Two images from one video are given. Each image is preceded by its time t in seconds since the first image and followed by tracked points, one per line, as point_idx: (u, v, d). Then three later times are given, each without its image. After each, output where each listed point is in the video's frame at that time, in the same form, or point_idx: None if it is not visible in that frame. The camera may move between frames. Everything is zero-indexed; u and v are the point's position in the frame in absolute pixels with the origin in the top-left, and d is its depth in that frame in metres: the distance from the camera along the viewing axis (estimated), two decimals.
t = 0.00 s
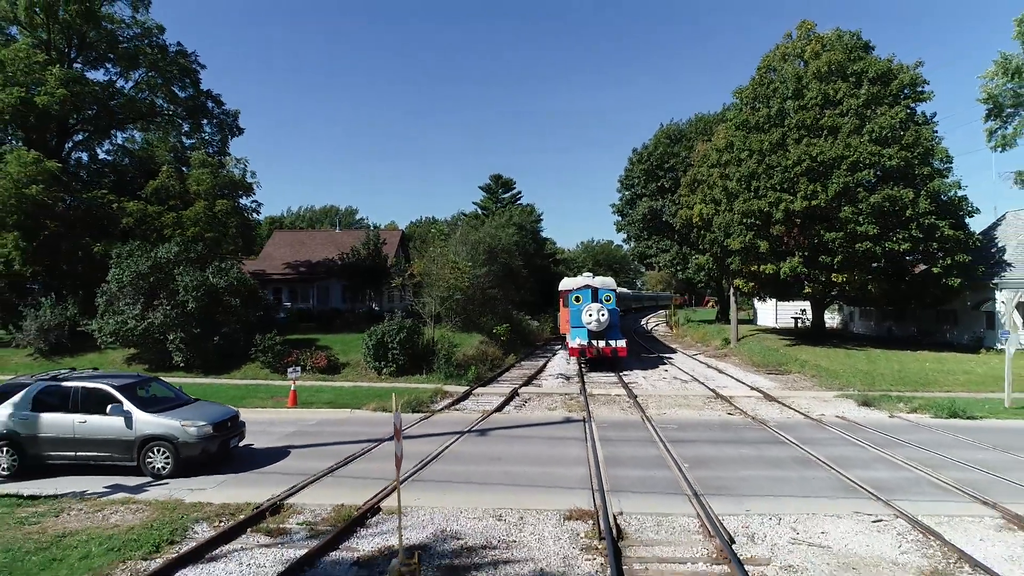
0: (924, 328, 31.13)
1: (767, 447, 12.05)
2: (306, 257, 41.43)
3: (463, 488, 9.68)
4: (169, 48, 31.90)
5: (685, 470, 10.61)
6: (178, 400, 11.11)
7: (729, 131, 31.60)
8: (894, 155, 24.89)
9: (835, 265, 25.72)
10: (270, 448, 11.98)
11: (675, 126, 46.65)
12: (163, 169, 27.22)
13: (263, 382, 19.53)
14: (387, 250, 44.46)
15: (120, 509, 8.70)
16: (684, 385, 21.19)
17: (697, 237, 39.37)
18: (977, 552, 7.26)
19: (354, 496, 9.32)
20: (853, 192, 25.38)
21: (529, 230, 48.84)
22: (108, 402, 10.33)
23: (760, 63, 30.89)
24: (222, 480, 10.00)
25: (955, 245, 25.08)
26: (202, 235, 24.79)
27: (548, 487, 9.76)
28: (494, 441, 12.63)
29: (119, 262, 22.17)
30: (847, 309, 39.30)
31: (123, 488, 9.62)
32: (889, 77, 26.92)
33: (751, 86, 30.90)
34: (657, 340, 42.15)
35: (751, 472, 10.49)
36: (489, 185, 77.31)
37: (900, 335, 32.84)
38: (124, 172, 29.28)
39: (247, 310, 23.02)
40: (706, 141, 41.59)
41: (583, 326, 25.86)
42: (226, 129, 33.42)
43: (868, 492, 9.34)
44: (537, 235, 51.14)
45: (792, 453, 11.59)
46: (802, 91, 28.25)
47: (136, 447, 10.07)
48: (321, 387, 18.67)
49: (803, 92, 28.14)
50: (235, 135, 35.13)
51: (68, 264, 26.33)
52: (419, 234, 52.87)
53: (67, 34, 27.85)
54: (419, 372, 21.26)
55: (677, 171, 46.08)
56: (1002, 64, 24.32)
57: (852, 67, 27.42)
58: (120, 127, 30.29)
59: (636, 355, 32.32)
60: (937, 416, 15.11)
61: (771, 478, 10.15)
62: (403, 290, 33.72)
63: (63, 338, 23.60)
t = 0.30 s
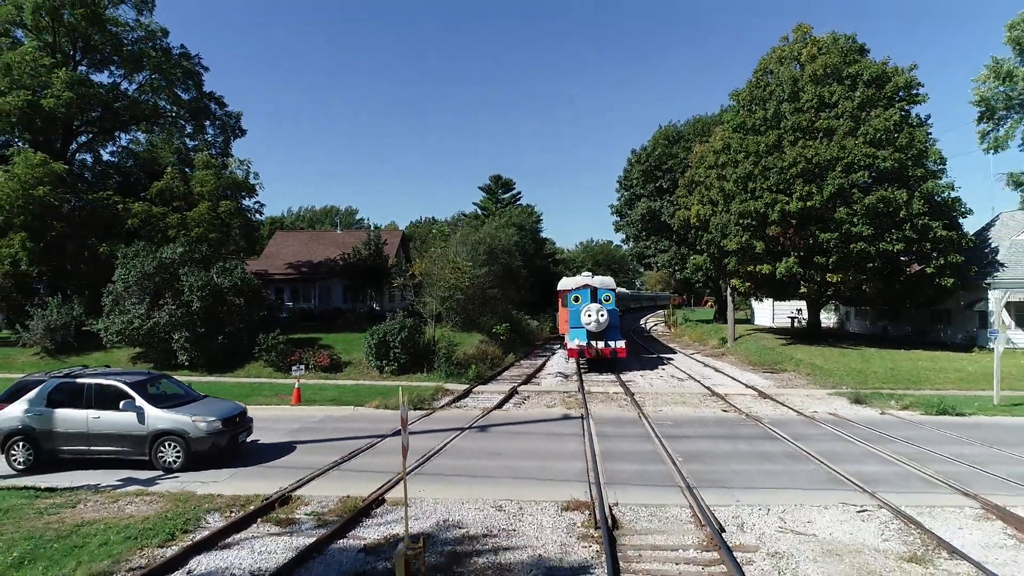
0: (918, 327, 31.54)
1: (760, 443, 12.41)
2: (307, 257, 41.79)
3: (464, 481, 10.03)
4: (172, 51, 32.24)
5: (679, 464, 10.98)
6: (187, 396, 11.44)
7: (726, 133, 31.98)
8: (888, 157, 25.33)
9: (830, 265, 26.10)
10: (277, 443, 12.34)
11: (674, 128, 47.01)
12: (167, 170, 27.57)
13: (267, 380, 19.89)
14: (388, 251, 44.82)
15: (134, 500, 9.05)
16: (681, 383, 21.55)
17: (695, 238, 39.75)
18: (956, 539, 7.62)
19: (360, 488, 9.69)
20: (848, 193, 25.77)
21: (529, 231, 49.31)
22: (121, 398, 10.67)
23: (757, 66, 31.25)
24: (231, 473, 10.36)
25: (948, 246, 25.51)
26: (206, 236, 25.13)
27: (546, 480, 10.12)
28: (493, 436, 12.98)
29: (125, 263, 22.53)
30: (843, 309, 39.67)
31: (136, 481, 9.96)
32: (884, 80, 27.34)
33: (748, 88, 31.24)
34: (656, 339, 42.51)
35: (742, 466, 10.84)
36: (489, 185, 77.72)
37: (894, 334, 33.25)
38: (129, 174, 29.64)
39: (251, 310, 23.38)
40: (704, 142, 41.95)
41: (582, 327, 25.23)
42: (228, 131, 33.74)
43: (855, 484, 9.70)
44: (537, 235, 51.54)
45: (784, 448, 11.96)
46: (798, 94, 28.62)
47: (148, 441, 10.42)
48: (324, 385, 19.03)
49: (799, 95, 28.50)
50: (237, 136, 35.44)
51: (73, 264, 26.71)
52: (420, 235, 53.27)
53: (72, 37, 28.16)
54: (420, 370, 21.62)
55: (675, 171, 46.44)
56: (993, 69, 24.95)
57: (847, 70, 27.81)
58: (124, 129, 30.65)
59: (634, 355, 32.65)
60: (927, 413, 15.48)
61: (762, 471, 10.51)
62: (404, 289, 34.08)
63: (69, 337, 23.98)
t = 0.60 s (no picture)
0: (913, 326, 31.96)
1: (753, 438, 12.78)
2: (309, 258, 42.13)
3: (466, 474, 10.39)
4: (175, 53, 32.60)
5: (674, 458, 11.34)
6: (196, 393, 11.77)
7: (722, 134, 32.35)
8: (882, 158, 25.75)
9: (825, 266, 26.49)
10: (283, 438, 12.69)
11: (671, 129, 47.38)
12: (171, 171, 27.91)
13: (270, 378, 20.23)
14: (388, 251, 45.17)
15: (148, 492, 9.39)
16: (677, 381, 21.92)
17: (692, 238, 40.15)
18: (937, 528, 7.97)
19: (365, 480, 10.05)
20: (842, 194, 26.16)
21: (525, 232, 49.17)
22: (132, 394, 11.01)
23: (753, 69, 31.63)
24: (240, 467, 10.70)
25: (941, 246, 25.94)
26: (209, 236, 25.47)
27: (545, 473, 10.48)
28: (493, 432, 13.34)
29: (130, 263, 22.85)
30: (839, 309, 40.07)
31: (149, 474, 10.30)
32: (878, 82, 27.76)
33: (744, 90, 31.61)
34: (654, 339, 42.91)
35: (735, 459, 11.21)
36: (489, 186, 78.11)
37: (890, 333, 33.68)
38: (132, 175, 29.98)
39: (254, 309, 23.71)
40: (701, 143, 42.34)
41: (581, 328, 24.88)
42: (230, 132, 34.05)
43: (843, 477, 10.06)
44: (536, 235, 51.93)
45: (776, 443, 12.32)
46: (793, 96, 29.01)
47: (159, 436, 10.75)
48: (327, 383, 19.38)
49: (795, 97, 28.90)
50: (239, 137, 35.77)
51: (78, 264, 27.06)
52: (419, 235, 53.62)
53: (76, 40, 28.47)
54: (421, 369, 21.97)
55: (673, 172, 46.76)
56: (986, 73, 25.62)
57: (842, 73, 28.21)
58: (128, 131, 30.99)
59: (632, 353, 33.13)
60: (917, 410, 15.87)
61: (754, 465, 10.87)
62: (404, 289, 34.44)
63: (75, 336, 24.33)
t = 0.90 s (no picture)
0: (907, 326, 32.39)
1: (746, 434, 13.13)
2: (309, 258, 42.41)
3: (467, 468, 10.73)
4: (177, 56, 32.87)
5: (669, 453, 11.68)
6: (203, 390, 12.08)
7: (719, 136, 32.72)
8: (875, 160, 26.19)
9: (819, 266, 26.87)
10: (288, 435, 13.01)
11: (669, 130, 47.76)
12: (174, 173, 28.20)
13: (273, 377, 20.55)
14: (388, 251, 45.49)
15: (160, 485, 9.71)
16: (673, 380, 22.28)
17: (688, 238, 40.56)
18: (919, 518, 8.31)
19: (369, 474, 10.38)
20: (836, 195, 26.56)
21: (525, 231, 49.73)
22: (142, 391, 11.31)
23: (749, 71, 32.02)
24: (247, 462, 11.01)
25: (934, 246, 26.39)
26: (212, 237, 25.77)
27: (543, 467, 10.82)
28: (493, 428, 13.68)
29: (134, 263, 23.15)
30: (834, 309, 40.48)
31: (158, 469, 10.60)
32: (873, 84, 28.31)
33: (741, 93, 31.89)
34: (651, 338, 43.27)
35: (728, 454, 11.55)
36: (488, 186, 78.48)
37: (884, 333, 34.11)
38: (135, 176, 30.29)
39: (256, 309, 24.02)
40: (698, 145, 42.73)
41: (579, 329, 24.56)
42: (232, 134, 34.31)
43: (831, 471, 10.40)
44: (536, 236, 52.51)
45: (768, 439, 12.67)
46: (789, 98, 29.38)
47: (168, 432, 11.06)
48: (330, 382, 19.71)
49: (790, 99, 29.28)
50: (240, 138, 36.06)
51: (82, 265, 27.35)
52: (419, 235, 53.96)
53: (79, 42, 28.74)
54: (422, 367, 22.30)
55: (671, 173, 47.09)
56: (977, 76, 26.34)
57: (837, 76, 28.64)
58: (130, 132, 31.28)
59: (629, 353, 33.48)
60: (907, 407, 16.25)
61: (747, 459, 11.21)
62: (404, 289, 34.78)
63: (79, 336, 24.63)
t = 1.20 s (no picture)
0: (902, 326, 32.83)
1: (740, 430, 13.50)
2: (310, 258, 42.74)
3: (468, 461, 11.09)
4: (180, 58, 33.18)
5: (664, 448, 12.03)
6: (211, 387, 12.40)
7: (716, 137, 33.08)
8: (869, 162, 26.57)
9: (814, 266, 27.26)
10: (294, 431, 13.37)
11: (667, 131, 48.11)
12: (178, 174, 28.52)
13: (276, 375, 20.90)
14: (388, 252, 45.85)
15: (172, 478, 10.06)
16: (670, 378, 22.64)
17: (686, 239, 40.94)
18: (903, 508, 8.66)
19: (374, 468, 10.75)
20: (831, 197, 26.94)
21: (524, 232, 50.06)
22: (152, 388, 11.63)
23: (746, 74, 32.40)
24: (254, 457, 11.36)
25: (928, 247, 26.78)
26: (215, 237, 26.10)
27: (542, 462, 11.17)
28: (493, 425, 14.05)
29: (139, 263, 23.49)
30: (830, 309, 40.88)
31: (169, 463, 10.94)
32: (867, 87, 28.67)
33: (737, 95, 32.37)
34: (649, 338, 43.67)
35: (722, 449, 11.91)
36: (487, 187, 78.86)
37: (880, 332, 34.55)
38: (138, 177, 30.63)
39: (259, 308, 24.35)
40: (695, 145, 43.11)
41: (577, 330, 23.97)
42: (233, 135, 34.59)
43: (821, 465, 10.75)
44: (535, 237, 53.01)
45: (761, 434, 13.03)
46: (784, 101, 29.77)
47: (178, 428, 11.39)
48: (332, 380, 20.07)
49: (786, 102, 29.66)
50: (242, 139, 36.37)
51: (88, 265, 27.73)
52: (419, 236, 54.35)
53: (83, 45, 29.05)
54: (422, 366, 22.65)
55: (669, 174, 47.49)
56: (970, 79, 26.99)
57: (832, 78, 29.02)
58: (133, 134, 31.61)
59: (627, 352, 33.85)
60: (899, 404, 16.63)
61: (740, 454, 11.57)
62: (404, 289, 35.16)
63: (84, 335, 25.00)
